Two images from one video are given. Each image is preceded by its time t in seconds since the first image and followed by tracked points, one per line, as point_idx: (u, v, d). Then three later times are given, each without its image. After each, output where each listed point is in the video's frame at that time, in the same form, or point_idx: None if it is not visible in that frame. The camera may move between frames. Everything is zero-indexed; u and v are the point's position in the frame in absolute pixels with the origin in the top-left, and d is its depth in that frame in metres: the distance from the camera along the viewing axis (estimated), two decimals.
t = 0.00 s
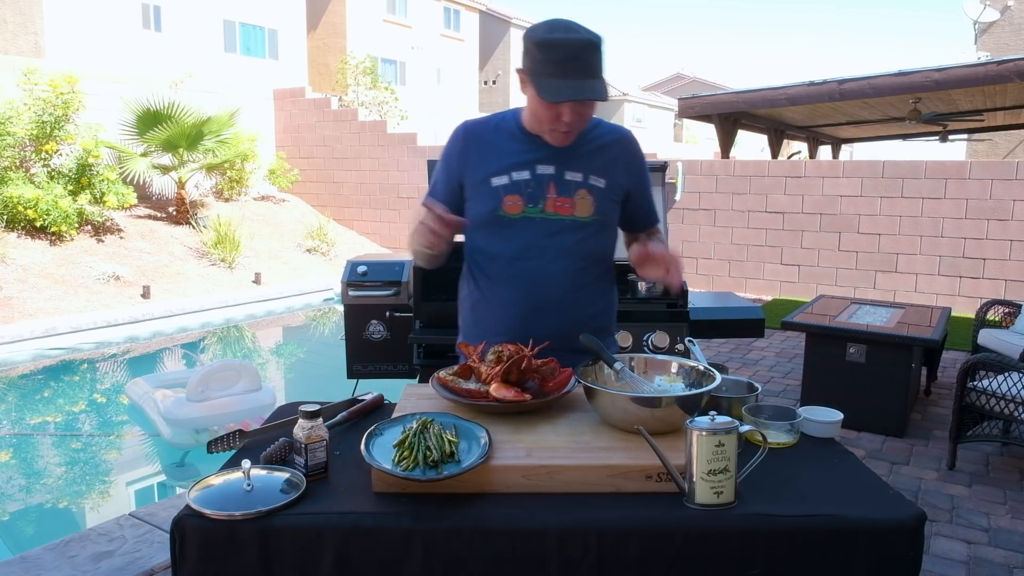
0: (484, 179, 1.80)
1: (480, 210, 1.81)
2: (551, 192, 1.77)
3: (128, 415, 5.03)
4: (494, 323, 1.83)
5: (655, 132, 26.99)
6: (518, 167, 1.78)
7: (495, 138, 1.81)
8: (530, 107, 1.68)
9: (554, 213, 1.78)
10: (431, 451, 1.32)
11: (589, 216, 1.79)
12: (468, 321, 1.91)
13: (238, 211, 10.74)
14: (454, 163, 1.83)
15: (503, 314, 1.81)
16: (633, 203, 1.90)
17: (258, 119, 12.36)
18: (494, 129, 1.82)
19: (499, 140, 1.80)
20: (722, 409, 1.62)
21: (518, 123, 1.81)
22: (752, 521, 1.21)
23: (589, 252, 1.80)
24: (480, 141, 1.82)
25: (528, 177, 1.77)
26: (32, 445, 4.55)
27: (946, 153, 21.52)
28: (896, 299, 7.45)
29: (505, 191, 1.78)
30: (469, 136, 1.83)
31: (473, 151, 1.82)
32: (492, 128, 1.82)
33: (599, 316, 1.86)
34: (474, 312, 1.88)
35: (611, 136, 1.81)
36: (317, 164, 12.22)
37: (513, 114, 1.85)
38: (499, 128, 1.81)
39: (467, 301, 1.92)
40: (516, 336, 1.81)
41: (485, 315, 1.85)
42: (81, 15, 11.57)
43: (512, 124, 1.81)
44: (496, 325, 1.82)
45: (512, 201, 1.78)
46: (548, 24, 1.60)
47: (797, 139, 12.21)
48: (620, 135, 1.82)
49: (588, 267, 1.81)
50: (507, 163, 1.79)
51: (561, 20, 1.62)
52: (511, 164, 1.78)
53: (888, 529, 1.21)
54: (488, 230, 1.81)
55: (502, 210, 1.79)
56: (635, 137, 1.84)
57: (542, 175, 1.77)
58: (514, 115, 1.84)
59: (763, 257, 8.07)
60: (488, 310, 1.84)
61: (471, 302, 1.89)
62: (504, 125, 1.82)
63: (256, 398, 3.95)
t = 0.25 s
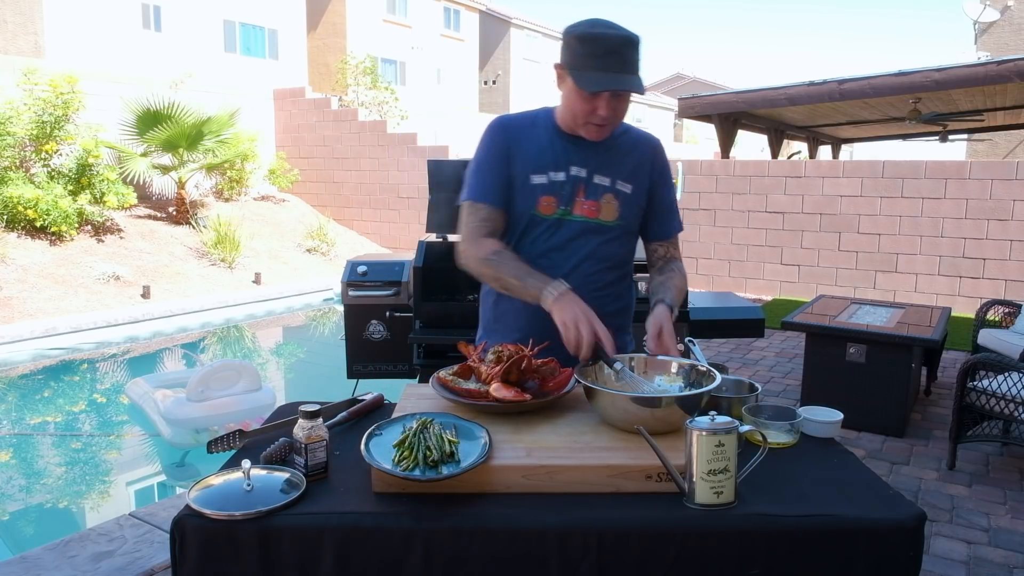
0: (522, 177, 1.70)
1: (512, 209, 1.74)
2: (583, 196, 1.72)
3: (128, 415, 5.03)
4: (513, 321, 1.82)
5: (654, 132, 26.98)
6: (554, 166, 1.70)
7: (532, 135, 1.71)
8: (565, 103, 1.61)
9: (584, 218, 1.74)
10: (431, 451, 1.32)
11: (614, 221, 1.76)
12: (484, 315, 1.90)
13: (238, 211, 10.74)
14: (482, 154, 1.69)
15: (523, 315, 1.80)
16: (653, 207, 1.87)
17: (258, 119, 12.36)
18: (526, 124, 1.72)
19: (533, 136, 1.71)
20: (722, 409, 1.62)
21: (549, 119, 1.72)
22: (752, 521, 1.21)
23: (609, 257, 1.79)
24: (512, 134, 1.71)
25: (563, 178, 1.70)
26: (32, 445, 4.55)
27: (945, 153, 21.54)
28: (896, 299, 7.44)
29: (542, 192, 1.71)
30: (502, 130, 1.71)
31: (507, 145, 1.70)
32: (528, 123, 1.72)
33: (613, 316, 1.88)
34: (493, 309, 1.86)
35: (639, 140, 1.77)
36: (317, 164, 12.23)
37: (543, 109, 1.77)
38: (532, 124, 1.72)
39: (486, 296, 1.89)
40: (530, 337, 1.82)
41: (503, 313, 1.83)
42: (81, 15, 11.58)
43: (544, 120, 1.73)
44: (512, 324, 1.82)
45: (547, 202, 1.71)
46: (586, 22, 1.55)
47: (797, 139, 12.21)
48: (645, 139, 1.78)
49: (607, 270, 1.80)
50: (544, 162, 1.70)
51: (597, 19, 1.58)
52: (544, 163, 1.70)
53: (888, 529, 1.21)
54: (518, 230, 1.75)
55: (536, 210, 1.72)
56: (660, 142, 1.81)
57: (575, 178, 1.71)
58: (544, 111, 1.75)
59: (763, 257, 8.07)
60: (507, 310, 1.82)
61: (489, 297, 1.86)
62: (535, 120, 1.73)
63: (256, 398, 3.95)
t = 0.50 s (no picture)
0: (546, 177, 1.68)
1: (532, 207, 1.71)
2: (602, 204, 1.72)
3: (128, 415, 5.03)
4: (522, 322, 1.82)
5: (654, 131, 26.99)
6: (579, 170, 1.68)
7: (561, 134, 1.67)
8: (601, 107, 1.57)
9: (600, 226, 1.74)
10: (431, 451, 1.32)
11: (628, 231, 1.77)
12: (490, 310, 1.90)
13: (238, 211, 10.74)
14: (508, 142, 1.62)
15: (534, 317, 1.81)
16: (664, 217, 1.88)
17: (258, 119, 12.36)
18: (555, 118, 1.68)
19: (560, 135, 1.67)
20: (722, 409, 1.63)
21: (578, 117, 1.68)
22: (752, 521, 1.21)
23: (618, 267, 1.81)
24: (539, 129, 1.66)
25: (586, 183, 1.68)
26: (32, 445, 4.55)
27: (945, 154, 21.53)
28: (896, 299, 7.44)
29: (564, 195, 1.69)
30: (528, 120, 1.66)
31: (534, 137, 1.65)
32: (558, 120, 1.68)
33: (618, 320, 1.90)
34: (504, 307, 1.85)
35: (662, 153, 1.76)
36: (317, 164, 12.22)
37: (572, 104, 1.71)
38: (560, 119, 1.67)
39: (495, 292, 1.88)
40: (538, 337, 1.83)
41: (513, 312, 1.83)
42: (82, 15, 11.58)
43: (572, 117, 1.68)
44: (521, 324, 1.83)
45: (568, 206, 1.70)
46: (638, 30, 1.50)
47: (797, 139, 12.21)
48: (668, 151, 1.77)
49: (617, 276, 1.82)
50: (570, 164, 1.67)
51: (647, 28, 1.52)
52: (569, 166, 1.67)
53: (888, 529, 1.21)
54: (536, 229, 1.73)
55: (557, 213, 1.71)
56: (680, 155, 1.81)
57: (597, 184, 1.69)
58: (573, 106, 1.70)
59: (763, 257, 8.07)
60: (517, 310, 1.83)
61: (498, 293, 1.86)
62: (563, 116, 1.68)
63: (256, 398, 3.95)
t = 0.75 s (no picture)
0: (553, 180, 1.65)
1: (535, 210, 1.70)
2: (605, 211, 1.72)
3: (128, 415, 5.03)
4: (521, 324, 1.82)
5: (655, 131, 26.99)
6: (586, 175, 1.66)
7: (569, 137, 1.65)
8: (608, 114, 1.56)
9: (601, 232, 1.74)
10: (431, 451, 1.32)
11: (627, 238, 1.79)
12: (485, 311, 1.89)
13: (238, 211, 10.74)
14: (514, 141, 1.58)
15: (534, 319, 1.81)
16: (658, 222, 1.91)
17: (258, 119, 12.36)
18: (560, 119, 1.65)
19: (567, 137, 1.65)
20: (722, 409, 1.63)
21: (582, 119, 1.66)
22: (751, 521, 1.21)
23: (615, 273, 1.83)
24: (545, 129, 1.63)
25: (591, 188, 1.68)
26: (32, 445, 4.55)
27: (946, 154, 21.53)
28: (896, 299, 7.44)
29: (570, 200, 1.67)
30: (533, 118, 1.62)
31: (540, 137, 1.62)
32: (565, 122, 1.65)
33: (612, 319, 1.93)
34: (503, 310, 1.84)
35: (661, 162, 1.79)
36: (318, 164, 12.22)
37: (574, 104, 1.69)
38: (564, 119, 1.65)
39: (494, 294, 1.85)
40: (538, 338, 1.83)
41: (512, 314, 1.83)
42: (82, 15, 11.58)
43: (576, 118, 1.66)
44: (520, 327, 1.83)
45: (573, 211, 1.69)
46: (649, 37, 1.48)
47: (797, 139, 12.21)
48: (666, 157, 1.79)
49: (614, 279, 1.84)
50: (577, 169, 1.65)
51: (658, 35, 1.50)
52: (576, 171, 1.66)
53: (887, 529, 1.21)
54: (538, 231, 1.71)
55: (562, 218, 1.69)
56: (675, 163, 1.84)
57: (601, 191, 1.69)
58: (577, 106, 1.67)
59: (763, 257, 8.07)
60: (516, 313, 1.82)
61: (495, 295, 1.85)
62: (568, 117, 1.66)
63: (256, 398, 3.95)
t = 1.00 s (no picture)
0: (554, 181, 1.65)
1: (536, 212, 1.69)
2: (605, 214, 1.72)
3: (129, 415, 5.03)
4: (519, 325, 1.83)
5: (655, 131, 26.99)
6: (586, 178, 1.66)
7: (570, 139, 1.64)
8: (609, 117, 1.55)
9: (601, 234, 1.74)
10: (431, 451, 1.32)
11: (626, 240, 1.80)
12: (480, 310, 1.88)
13: (238, 211, 10.74)
14: (516, 142, 1.56)
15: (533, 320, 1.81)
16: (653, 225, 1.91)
17: (258, 119, 12.36)
18: (561, 120, 1.64)
19: (567, 138, 1.64)
20: (722, 409, 1.63)
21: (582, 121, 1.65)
22: (751, 521, 1.21)
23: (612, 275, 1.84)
24: (547, 131, 1.62)
25: (592, 191, 1.68)
26: (32, 445, 4.55)
27: (946, 154, 21.51)
28: (896, 299, 7.44)
29: (572, 203, 1.67)
30: (535, 118, 1.60)
31: (541, 138, 1.60)
32: (564, 122, 1.64)
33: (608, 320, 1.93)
34: (501, 311, 1.83)
35: (658, 165, 1.79)
36: (318, 164, 12.23)
37: (573, 104, 1.68)
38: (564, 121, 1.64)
39: (491, 293, 1.84)
40: (538, 338, 1.83)
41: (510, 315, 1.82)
42: (82, 15, 11.58)
43: (576, 119, 1.66)
44: (518, 327, 1.83)
45: (575, 214, 1.69)
46: (651, 41, 1.47)
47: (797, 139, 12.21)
48: (663, 161, 1.80)
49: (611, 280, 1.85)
50: (577, 171, 1.65)
51: (659, 40, 1.51)
52: (577, 174, 1.65)
53: (888, 530, 1.21)
54: (538, 232, 1.71)
55: (563, 221, 1.69)
56: (671, 166, 1.84)
57: (601, 193, 1.69)
58: (576, 107, 1.66)
59: (763, 257, 8.07)
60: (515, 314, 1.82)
61: (491, 295, 1.84)
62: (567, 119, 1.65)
63: (256, 397, 3.95)
